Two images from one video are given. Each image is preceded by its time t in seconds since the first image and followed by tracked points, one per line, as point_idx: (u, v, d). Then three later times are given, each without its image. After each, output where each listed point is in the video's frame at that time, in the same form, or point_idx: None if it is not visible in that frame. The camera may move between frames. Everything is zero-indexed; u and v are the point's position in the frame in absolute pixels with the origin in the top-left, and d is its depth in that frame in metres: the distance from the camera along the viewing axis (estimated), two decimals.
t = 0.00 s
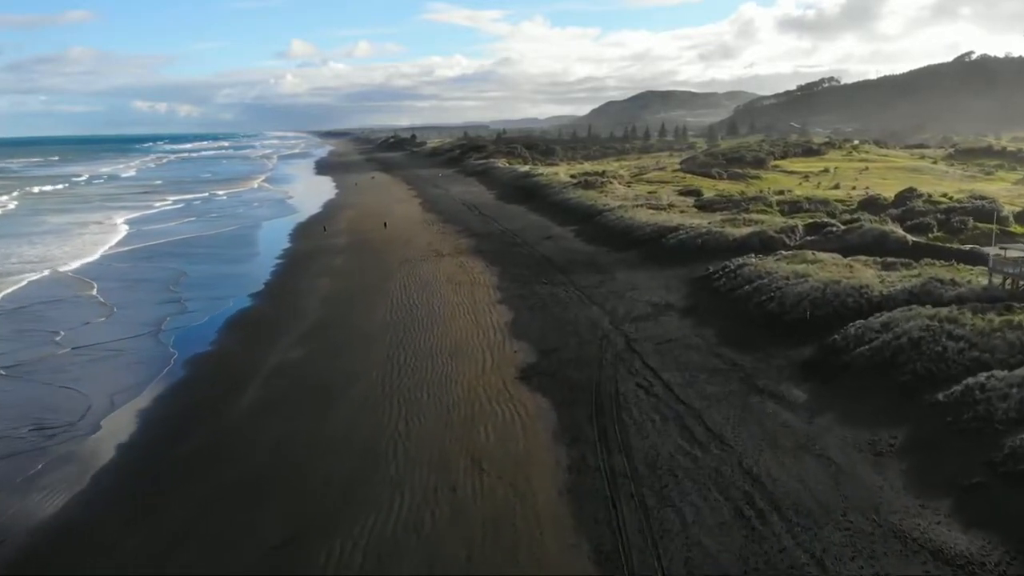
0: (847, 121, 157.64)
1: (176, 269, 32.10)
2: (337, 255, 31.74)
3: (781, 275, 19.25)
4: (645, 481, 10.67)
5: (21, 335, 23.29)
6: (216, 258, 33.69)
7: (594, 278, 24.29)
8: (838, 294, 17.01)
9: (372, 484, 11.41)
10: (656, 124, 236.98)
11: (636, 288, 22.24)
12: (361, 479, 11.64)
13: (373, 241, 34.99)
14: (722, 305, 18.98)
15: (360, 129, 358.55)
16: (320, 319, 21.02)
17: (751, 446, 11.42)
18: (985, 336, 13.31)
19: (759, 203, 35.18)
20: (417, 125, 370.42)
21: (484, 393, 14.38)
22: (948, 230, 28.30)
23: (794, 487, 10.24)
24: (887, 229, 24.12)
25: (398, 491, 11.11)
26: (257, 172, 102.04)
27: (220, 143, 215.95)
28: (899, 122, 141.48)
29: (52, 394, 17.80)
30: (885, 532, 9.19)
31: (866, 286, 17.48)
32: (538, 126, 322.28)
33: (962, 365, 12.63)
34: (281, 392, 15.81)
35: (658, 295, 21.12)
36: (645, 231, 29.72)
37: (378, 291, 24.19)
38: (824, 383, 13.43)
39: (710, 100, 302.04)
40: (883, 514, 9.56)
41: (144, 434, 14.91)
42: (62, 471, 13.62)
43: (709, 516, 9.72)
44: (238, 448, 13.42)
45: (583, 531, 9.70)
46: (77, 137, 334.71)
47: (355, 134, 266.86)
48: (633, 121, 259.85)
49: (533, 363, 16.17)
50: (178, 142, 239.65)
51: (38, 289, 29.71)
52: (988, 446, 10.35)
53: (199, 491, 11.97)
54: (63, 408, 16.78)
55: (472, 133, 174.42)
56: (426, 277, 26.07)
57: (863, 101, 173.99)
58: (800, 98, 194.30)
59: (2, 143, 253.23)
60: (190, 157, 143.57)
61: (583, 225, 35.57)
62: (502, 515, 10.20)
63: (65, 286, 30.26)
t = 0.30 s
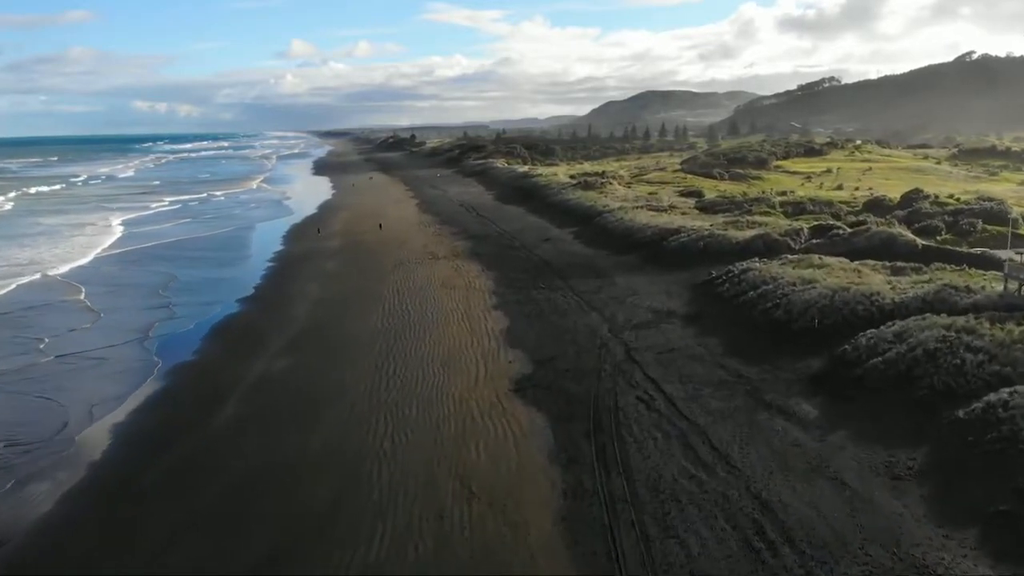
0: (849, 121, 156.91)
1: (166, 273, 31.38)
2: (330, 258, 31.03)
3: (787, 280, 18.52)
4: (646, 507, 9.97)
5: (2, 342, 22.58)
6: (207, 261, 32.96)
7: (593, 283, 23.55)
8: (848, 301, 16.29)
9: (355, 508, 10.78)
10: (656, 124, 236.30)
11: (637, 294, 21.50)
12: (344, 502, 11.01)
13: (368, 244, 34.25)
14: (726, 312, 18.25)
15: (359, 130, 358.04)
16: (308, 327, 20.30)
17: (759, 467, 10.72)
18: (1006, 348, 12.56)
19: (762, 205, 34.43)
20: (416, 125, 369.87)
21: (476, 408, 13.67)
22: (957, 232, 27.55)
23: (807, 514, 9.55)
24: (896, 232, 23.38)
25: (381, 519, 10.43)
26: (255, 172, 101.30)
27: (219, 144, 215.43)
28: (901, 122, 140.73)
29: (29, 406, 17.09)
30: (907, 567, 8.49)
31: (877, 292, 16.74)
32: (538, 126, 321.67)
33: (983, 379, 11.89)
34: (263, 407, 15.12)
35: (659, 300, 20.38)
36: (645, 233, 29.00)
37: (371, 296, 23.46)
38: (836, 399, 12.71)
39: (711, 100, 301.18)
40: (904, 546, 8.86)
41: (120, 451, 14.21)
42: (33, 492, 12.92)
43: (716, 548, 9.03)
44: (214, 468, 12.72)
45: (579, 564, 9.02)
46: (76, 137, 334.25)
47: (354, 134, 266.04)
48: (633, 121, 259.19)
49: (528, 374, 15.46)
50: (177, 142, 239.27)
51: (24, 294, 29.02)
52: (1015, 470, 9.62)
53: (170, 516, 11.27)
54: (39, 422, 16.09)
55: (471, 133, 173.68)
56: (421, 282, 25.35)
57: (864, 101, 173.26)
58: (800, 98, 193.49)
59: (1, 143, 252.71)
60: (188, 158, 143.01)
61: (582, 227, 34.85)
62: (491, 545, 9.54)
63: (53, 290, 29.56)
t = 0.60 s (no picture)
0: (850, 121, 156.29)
1: (158, 275, 30.86)
2: (325, 260, 30.50)
3: (792, 285, 17.98)
4: (647, 529, 9.44)
5: None
6: (200, 263, 32.38)
7: (592, 287, 22.98)
8: (856, 307, 15.75)
9: (340, 526, 10.28)
10: (656, 124, 235.70)
11: (637, 298, 20.94)
12: (329, 520, 10.51)
13: (364, 245, 33.68)
14: (729, 317, 17.70)
15: (359, 130, 357.57)
16: (300, 331, 19.72)
17: (766, 485, 10.18)
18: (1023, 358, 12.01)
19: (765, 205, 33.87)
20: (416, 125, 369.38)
21: (470, 419, 13.12)
22: (964, 234, 26.97)
23: (818, 538, 9.03)
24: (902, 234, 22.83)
25: (367, 539, 9.94)
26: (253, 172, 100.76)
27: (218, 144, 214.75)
28: (903, 121, 140.11)
29: (11, 415, 16.53)
30: None
31: (885, 298, 16.19)
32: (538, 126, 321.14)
33: (999, 391, 11.35)
34: (249, 417, 14.57)
35: (661, 305, 19.81)
36: (646, 235, 28.44)
37: (364, 299, 22.90)
38: (845, 411, 12.17)
39: (712, 99, 300.28)
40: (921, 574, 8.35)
41: (97, 463, 13.61)
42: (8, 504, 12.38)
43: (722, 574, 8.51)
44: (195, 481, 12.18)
45: None
46: (76, 137, 333.78)
47: (354, 134, 265.57)
48: (634, 121, 258.67)
49: (525, 383, 14.90)
50: (177, 142, 238.92)
51: (14, 297, 28.49)
52: None
53: (147, 534, 10.75)
54: (20, 431, 15.56)
55: (471, 133, 173.59)
56: (416, 284, 24.81)
57: (865, 101, 172.61)
58: (801, 98, 192.93)
59: None
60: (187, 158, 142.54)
61: (581, 228, 34.32)
62: (482, 570, 9.03)
63: (43, 293, 29.03)
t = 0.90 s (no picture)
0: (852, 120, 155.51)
1: (148, 279, 30.14)
2: (317, 263, 29.78)
3: (799, 292, 17.25)
4: (649, 565, 8.77)
5: None
6: (190, 267, 31.63)
7: (592, 292, 22.24)
8: (867, 316, 15.04)
9: (318, 562, 9.62)
10: (657, 124, 234.94)
11: (637, 303, 20.21)
12: (307, 553, 9.84)
13: (358, 248, 32.96)
14: (733, 325, 16.98)
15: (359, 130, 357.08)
16: (287, 338, 18.98)
17: (777, 515, 9.49)
18: None
19: (768, 207, 33.15)
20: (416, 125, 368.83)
21: (460, 437, 12.41)
22: (973, 237, 26.25)
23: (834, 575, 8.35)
24: (911, 237, 22.11)
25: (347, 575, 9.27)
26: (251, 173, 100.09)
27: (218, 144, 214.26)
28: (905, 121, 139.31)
29: None
30: None
31: (897, 306, 15.46)
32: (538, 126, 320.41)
33: None
34: (229, 432, 13.83)
35: (662, 311, 19.08)
36: (646, 237, 27.72)
37: (356, 305, 22.15)
38: (858, 431, 11.46)
39: (712, 99, 299.51)
40: None
41: (66, 480, 12.85)
42: None
43: None
44: (167, 503, 11.47)
45: None
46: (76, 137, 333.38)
47: (354, 134, 264.79)
48: (634, 121, 257.94)
49: (520, 395, 14.17)
50: (176, 142, 238.38)
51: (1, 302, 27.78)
52: None
53: (114, 563, 10.08)
54: None
55: (471, 133, 173.01)
56: (409, 289, 24.08)
57: (867, 101, 171.76)
58: (802, 98, 192.21)
59: None
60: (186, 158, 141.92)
61: (580, 230, 33.59)
62: None
63: (30, 298, 28.30)
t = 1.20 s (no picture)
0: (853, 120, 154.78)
1: (138, 283, 29.54)
2: (311, 266, 29.17)
3: (806, 298, 16.63)
4: None
5: None
6: (181, 270, 31.00)
7: (590, 297, 21.63)
8: (878, 325, 14.42)
9: None
10: (657, 124, 234.13)
11: (638, 309, 19.59)
12: None
13: (352, 251, 32.34)
14: (738, 333, 16.35)
15: (358, 130, 356.26)
16: (275, 347, 18.38)
17: (787, 544, 8.94)
18: None
19: (771, 209, 32.50)
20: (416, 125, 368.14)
21: (450, 455, 11.82)
22: (982, 240, 25.59)
23: None
24: (919, 241, 21.47)
25: None
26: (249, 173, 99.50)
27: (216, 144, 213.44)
28: (906, 121, 138.61)
29: None
30: None
31: (909, 314, 14.83)
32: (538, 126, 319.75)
33: None
34: (209, 452, 13.28)
35: (664, 318, 18.45)
36: (646, 240, 27.08)
37: (346, 310, 21.53)
38: (872, 450, 10.85)
39: (713, 99, 298.67)
40: None
41: (37, 501, 12.25)
42: None
43: None
44: (143, 528, 10.99)
45: None
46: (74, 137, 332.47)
47: (354, 134, 264.25)
48: (634, 121, 257.27)
49: (515, 408, 13.53)
50: (176, 142, 237.94)
51: None
52: None
53: None
54: None
55: (470, 133, 172.44)
56: (403, 293, 23.46)
57: (868, 101, 170.95)
58: (803, 97, 191.43)
59: None
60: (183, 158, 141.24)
61: (579, 233, 32.97)
62: None
63: (17, 302, 27.71)
